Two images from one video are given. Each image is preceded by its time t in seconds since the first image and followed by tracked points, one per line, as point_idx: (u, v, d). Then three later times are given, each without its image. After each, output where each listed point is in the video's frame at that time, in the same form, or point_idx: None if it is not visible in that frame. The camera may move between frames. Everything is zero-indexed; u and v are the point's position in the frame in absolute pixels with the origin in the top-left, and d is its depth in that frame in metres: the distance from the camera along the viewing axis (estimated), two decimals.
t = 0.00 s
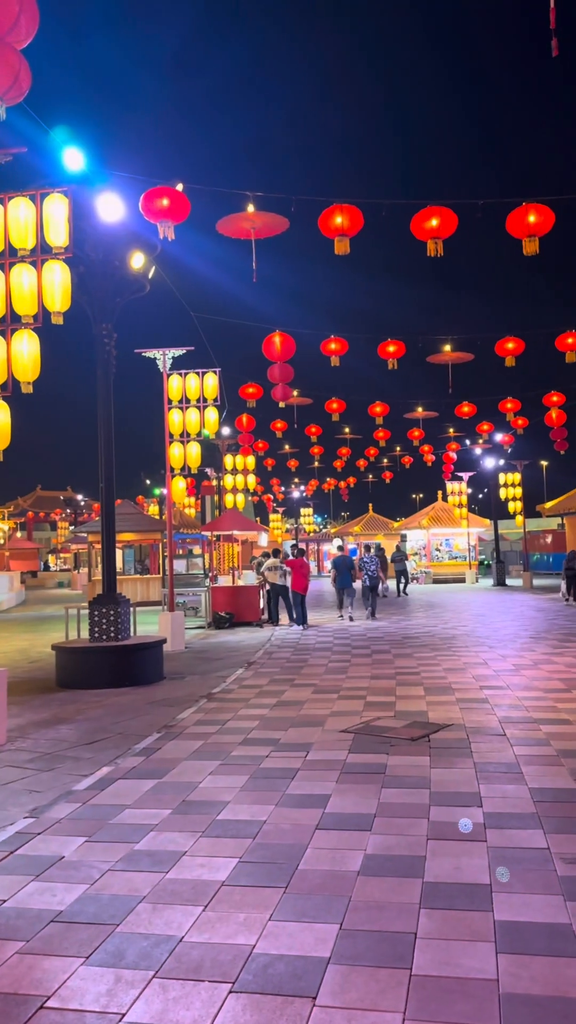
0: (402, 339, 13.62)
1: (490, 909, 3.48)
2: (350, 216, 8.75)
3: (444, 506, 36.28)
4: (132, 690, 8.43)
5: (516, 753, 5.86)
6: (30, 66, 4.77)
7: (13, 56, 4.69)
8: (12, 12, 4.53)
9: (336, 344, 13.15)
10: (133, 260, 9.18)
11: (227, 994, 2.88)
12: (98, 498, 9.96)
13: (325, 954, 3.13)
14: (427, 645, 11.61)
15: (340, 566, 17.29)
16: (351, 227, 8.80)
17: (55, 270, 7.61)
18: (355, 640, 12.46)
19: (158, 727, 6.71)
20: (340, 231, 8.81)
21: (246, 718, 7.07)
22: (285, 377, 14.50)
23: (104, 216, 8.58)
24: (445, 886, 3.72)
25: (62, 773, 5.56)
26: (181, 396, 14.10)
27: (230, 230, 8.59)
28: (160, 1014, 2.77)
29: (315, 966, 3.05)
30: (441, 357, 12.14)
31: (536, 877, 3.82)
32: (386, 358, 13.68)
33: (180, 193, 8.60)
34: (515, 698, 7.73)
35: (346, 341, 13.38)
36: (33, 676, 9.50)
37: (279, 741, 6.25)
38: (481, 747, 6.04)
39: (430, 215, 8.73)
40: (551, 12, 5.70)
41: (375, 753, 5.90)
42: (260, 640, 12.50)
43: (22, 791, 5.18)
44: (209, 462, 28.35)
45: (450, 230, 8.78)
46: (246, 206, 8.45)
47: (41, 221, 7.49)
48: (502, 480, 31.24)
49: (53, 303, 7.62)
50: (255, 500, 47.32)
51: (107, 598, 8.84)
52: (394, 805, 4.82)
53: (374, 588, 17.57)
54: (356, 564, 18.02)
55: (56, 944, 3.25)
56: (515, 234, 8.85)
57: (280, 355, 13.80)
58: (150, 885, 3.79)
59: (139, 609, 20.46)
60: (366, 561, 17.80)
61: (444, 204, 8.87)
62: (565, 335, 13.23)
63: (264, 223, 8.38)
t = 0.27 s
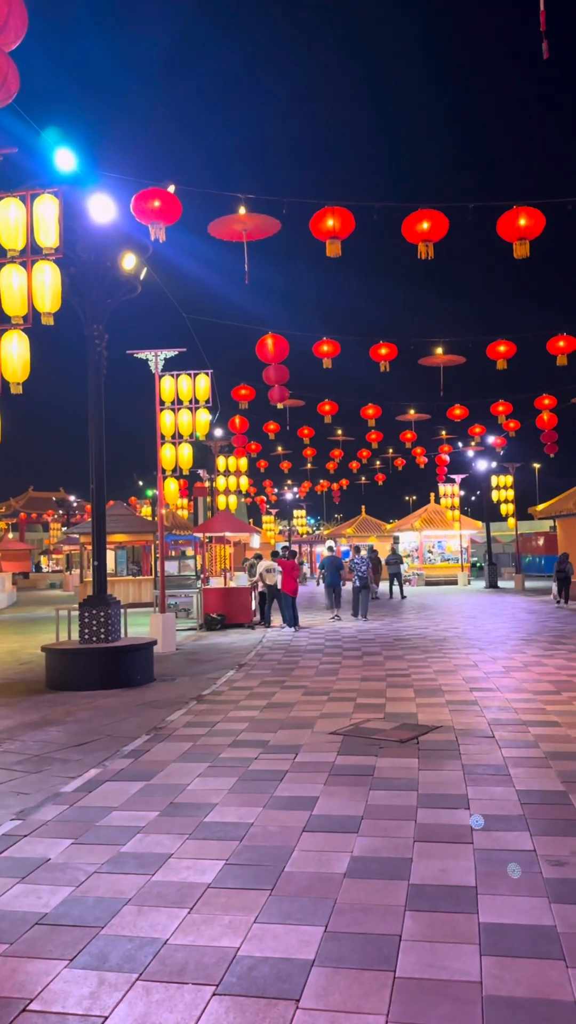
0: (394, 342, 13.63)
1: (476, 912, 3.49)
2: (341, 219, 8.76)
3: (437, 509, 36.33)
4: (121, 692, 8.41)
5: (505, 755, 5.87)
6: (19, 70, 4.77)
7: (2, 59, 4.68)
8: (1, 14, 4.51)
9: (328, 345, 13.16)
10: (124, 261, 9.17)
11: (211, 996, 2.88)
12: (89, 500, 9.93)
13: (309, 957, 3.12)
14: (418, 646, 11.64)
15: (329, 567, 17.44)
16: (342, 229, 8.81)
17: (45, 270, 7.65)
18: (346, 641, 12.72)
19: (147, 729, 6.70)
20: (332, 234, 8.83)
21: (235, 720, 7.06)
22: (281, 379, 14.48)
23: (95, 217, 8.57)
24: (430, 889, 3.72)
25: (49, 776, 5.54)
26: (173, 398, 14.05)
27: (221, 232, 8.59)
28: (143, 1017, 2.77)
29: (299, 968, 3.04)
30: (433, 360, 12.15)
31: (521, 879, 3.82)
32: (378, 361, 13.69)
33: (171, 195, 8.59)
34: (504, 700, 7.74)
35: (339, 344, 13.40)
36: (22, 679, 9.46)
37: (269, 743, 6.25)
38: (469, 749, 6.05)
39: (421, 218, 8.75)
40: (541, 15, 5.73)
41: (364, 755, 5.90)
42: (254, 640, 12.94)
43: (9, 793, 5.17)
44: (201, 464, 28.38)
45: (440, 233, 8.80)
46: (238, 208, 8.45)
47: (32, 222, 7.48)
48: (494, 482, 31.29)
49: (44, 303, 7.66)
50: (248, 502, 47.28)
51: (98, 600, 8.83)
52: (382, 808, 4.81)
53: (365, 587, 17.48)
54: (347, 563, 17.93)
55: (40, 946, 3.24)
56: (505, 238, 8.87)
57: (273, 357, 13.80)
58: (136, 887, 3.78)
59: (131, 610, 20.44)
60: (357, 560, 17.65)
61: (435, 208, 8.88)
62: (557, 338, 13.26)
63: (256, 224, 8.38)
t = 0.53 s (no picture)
0: (384, 344, 13.66)
1: (458, 913, 3.50)
2: (331, 221, 8.78)
3: (428, 511, 36.42)
4: (110, 694, 8.40)
5: (491, 758, 5.88)
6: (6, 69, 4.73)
7: None
8: None
9: (319, 346, 13.19)
10: (114, 263, 9.17)
11: (192, 998, 2.89)
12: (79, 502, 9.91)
13: (291, 959, 3.13)
14: (407, 648, 11.70)
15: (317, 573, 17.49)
16: (332, 232, 8.82)
17: (33, 270, 7.61)
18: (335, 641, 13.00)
19: (134, 731, 6.69)
20: (322, 236, 8.84)
21: (223, 722, 7.07)
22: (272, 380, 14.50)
23: (85, 217, 8.56)
24: (414, 891, 3.74)
25: (36, 777, 5.53)
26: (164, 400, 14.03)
27: (211, 234, 8.60)
28: (123, 1019, 2.77)
29: (281, 970, 3.05)
30: (423, 362, 12.19)
31: (504, 881, 3.84)
32: (368, 363, 13.71)
33: (162, 197, 8.60)
34: (492, 702, 7.78)
35: (329, 346, 13.42)
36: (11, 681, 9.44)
37: (256, 745, 6.26)
38: (455, 750, 6.08)
39: (411, 221, 8.77)
40: (527, 18, 5.75)
41: (351, 757, 5.91)
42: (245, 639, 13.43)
43: None
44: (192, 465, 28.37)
45: (430, 236, 8.83)
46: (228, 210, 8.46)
47: (19, 221, 7.45)
48: (485, 484, 31.39)
49: (33, 303, 7.61)
50: (240, 504, 47.28)
51: (86, 601, 8.82)
52: (368, 810, 4.82)
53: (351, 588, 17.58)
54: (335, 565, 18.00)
55: (22, 949, 3.24)
56: (494, 241, 8.90)
57: (264, 360, 13.82)
58: (120, 889, 3.78)
59: (122, 611, 20.42)
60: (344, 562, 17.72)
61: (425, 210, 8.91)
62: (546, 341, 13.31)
63: (246, 226, 8.39)
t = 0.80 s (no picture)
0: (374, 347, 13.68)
1: (440, 915, 3.51)
2: (320, 224, 8.79)
3: (418, 513, 36.48)
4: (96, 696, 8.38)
5: (477, 760, 5.89)
6: None
7: None
8: None
9: (308, 349, 13.21)
10: (103, 264, 9.15)
11: (172, 1000, 2.88)
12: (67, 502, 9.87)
13: (273, 962, 3.13)
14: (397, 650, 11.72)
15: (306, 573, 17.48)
16: (321, 234, 8.84)
17: (21, 271, 7.58)
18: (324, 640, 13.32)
19: (120, 734, 6.67)
20: (311, 239, 8.86)
21: (210, 724, 7.05)
22: (261, 382, 14.51)
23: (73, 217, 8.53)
24: (396, 893, 3.74)
25: (20, 779, 5.52)
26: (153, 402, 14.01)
27: (200, 235, 8.59)
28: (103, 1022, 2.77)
29: (262, 972, 3.06)
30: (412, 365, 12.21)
31: (487, 883, 3.85)
32: (358, 365, 13.73)
33: (151, 198, 8.59)
34: (479, 704, 7.80)
35: (319, 349, 13.43)
36: None
37: (242, 747, 6.27)
38: (441, 753, 6.09)
39: (399, 224, 8.79)
40: (511, 21, 5.76)
41: (337, 759, 5.91)
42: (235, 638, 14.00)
43: None
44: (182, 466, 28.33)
45: (419, 239, 8.85)
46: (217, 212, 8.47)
47: (7, 223, 7.45)
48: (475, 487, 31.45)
49: (21, 303, 7.59)
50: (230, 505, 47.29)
51: (74, 602, 8.80)
52: (353, 812, 4.82)
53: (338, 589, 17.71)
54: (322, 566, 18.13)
55: (4, 952, 3.23)
56: (482, 245, 8.93)
57: (254, 362, 13.84)
58: (103, 892, 3.78)
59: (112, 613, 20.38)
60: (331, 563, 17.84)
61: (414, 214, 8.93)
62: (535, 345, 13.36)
63: (235, 228, 8.40)
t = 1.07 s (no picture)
0: (364, 349, 13.69)
1: (422, 917, 3.52)
2: (309, 227, 8.81)
3: (408, 515, 36.54)
4: (83, 699, 8.34)
5: (462, 761, 5.91)
6: None
7: None
8: None
9: (297, 352, 13.21)
10: (91, 266, 9.12)
11: (152, 1003, 2.88)
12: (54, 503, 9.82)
13: (252, 965, 3.12)
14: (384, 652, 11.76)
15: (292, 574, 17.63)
16: (310, 237, 8.86)
17: (7, 271, 7.56)
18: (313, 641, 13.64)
19: (106, 736, 6.65)
20: (299, 241, 8.87)
21: (195, 727, 7.03)
22: (247, 384, 14.51)
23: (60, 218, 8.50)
24: (378, 896, 3.74)
25: (4, 782, 5.49)
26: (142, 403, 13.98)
27: (189, 236, 8.59)
28: None
29: (241, 975, 3.05)
30: (401, 368, 12.23)
31: (469, 885, 3.86)
32: (347, 368, 13.74)
33: (140, 199, 8.58)
34: (465, 706, 7.80)
35: (309, 351, 13.44)
36: None
37: (228, 749, 6.26)
38: (426, 755, 6.09)
39: (387, 227, 8.82)
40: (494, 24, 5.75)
41: (322, 762, 5.91)
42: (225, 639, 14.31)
43: None
44: (172, 467, 28.29)
45: (407, 242, 8.87)
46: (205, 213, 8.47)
47: None
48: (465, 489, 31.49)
49: (6, 303, 7.55)
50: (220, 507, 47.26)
51: (61, 604, 8.76)
52: (337, 814, 4.83)
53: (325, 592, 18.01)
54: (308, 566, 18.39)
55: None
56: (470, 248, 8.97)
57: (242, 363, 13.83)
58: (84, 895, 3.76)
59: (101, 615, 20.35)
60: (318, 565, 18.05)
61: (402, 216, 8.96)
62: (523, 348, 13.41)
63: (223, 230, 8.40)
